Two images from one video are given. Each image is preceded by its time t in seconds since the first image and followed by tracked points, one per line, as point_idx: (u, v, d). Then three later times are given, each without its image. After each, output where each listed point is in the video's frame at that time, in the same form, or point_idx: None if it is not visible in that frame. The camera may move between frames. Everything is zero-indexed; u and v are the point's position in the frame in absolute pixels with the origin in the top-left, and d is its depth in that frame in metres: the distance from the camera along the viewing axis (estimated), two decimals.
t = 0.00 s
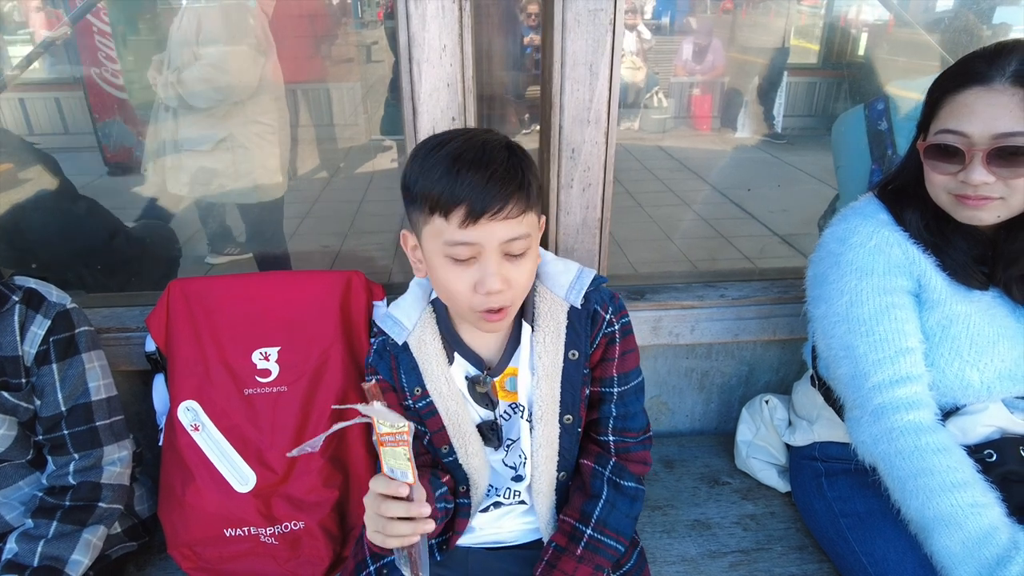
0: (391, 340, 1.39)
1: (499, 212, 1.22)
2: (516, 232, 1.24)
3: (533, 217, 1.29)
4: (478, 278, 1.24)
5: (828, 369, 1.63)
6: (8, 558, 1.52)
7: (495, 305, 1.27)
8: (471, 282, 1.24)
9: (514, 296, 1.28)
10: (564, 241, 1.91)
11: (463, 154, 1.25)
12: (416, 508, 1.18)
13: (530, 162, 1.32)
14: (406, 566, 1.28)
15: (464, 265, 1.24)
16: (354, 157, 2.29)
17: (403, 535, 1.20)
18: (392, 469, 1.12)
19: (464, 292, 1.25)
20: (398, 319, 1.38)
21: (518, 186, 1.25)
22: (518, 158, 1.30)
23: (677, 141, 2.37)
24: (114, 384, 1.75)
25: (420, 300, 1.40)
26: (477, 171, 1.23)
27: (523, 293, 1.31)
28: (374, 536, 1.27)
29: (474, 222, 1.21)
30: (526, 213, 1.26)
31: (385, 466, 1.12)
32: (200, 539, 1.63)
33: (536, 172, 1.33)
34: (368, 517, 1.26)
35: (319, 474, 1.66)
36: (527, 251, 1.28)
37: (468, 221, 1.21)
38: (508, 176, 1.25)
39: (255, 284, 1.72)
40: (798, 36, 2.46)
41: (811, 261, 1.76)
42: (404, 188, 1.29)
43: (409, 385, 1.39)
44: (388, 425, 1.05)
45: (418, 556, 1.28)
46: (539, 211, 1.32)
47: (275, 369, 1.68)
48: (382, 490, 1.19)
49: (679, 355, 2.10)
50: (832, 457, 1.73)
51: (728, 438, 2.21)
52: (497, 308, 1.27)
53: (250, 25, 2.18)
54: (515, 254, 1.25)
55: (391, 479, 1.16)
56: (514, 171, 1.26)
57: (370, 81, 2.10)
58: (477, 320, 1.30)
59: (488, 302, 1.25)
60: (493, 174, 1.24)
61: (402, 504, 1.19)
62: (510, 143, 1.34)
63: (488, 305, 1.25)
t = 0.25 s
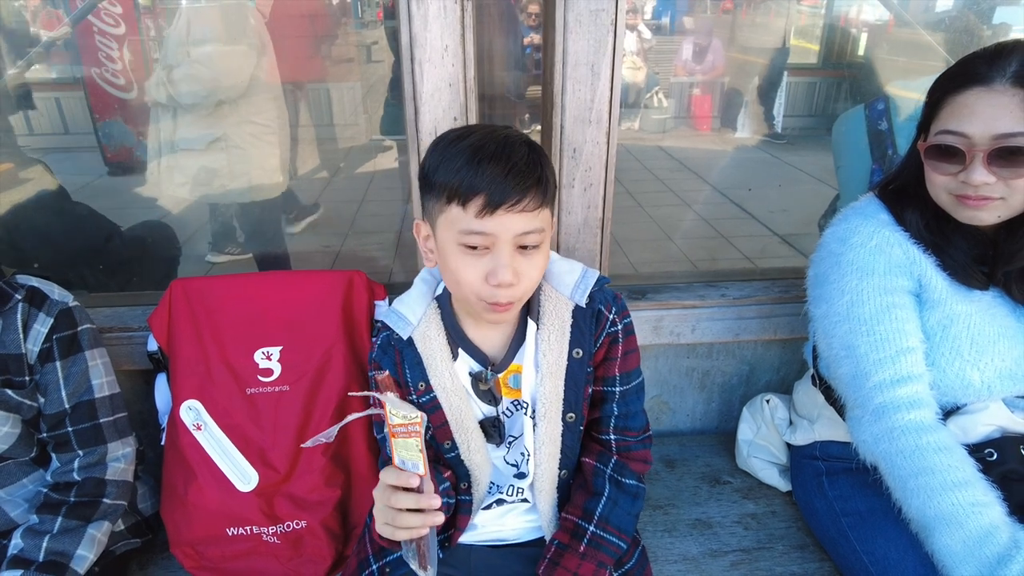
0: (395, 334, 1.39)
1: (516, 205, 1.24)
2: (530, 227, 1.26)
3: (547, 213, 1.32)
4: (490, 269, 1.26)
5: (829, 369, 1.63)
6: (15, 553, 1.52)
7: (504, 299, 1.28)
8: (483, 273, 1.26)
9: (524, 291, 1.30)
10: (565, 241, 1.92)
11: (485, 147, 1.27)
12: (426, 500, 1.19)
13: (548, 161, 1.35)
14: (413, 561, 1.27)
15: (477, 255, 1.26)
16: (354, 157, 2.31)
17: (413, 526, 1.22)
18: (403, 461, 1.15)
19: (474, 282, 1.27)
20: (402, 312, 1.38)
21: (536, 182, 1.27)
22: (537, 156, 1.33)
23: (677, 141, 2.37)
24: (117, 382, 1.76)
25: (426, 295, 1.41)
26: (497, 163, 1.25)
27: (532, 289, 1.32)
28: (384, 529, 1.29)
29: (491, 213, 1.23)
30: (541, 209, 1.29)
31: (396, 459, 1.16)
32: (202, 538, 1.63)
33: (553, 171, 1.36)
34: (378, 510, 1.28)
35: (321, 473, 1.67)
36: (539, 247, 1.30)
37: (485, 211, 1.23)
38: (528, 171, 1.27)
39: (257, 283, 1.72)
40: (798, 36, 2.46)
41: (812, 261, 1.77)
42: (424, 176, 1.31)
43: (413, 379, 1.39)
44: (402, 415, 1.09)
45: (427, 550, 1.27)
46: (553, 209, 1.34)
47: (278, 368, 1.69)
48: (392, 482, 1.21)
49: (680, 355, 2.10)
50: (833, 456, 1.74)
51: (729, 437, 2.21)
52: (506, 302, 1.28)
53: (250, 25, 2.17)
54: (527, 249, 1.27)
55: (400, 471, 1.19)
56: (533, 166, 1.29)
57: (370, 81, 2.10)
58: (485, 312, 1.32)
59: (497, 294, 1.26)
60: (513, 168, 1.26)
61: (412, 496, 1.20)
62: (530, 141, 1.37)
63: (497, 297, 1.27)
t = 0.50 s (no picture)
0: (400, 330, 1.41)
1: (516, 201, 1.25)
2: (530, 224, 1.26)
3: (550, 212, 1.32)
4: (490, 265, 1.26)
5: (829, 368, 1.64)
6: (18, 554, 1.54)
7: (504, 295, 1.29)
8: (483, 269, 1.27)
9: (524, 290, 1.30)
10: (567, 241, 1.92)
11: (488, 145, 1.29)
12: (430, 488, 1.20)
13: (551, 160, 1.35)
14: (414, 551, 1.27)
15: (478, 252, 1.27)
16: (354, 158, 2.31)
17: (416, 516, 1.23)
18: (407, 450, 1.16)
19: (474, 277, 1.28)
20: (408, 309, 1.41)
21: (537, 179, 1.28)
22: (541, 154, 1.34)
23: (677, 141, 2.38)
24: (121, 384, 1.76)
25: (431, 292, 1.43)
26: (499, 160, 1.27)
27: (533, 287, 1.32)
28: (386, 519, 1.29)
29: (490, 209, 1.24)
30: (542, 206, 1.29)
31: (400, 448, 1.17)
32: (206, 536, 1.64)
33: (557, 169, 1.36)
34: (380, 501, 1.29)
35: (325, 472, 1.67)
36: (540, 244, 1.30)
37: (485, 208, 1.24)
38: (529, 168, 1.28)
39: (261, 283, 1.73)
40: (798, 36, 2.48)
41: (812, 261, 1.77)
42: (430, 174, 1.33)
43: (418, 375, 1.40)
44: (407, 404, 1.11)
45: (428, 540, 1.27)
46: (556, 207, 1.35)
47: (281, 368, 1.69)
48: (396, 472, 1.22)
49: (682, 354, 2.11)
50: (834, 455, 1.75)
51: (730, 437, 2.22)
52: (505, 298, 1.28)
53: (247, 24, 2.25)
54: (528, 246, 1.28)
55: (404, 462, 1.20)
56: (536, 164, 1.30)
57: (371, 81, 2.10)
58: (485, 308, 1.32)
59: (496, 291, 1.27)
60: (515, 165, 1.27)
61: (415, 486, 1.21)
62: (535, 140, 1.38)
63: (496, 293, 1.27)
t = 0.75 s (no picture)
0: (403, 327, 1.42)
1: (514, 199, 1.25)
2: (529, 221, 1.27)
3: (550, 210, 1.33)
4: (489, 263, 1.27)
5: (830, 367, 1.64)
6: (24, 552, 1.54)
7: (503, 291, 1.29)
8: (482, 267, 1.28)
9: (525, 287, 1.30)
10: (569, 240, 1.93)
11: (487, 144, 1.29)
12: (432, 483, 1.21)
13: (552, 157, 1.35)
14: (415, 544, 1.29)
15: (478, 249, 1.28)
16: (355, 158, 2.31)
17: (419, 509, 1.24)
18: (410, 445, 1.16)
19: (474, 274, 1.28)
20: (411, 306, 1.42)
21: (536, 177, 1.28)
22: (541, 152, 1.34)
23: (678, 141, 2.38)
24: (125, 382, 1.76)
25: (434, 290, 1.44)
26: (497, 158, 1.27)
27: (534, 283, 1.32)
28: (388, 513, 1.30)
29: (489, 207, 1.25)
30: (541, 204, 1.29)
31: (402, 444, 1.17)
32: (208, 535, 1.64)
33: (558, 167, 1.36)
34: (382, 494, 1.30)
35: (327, 471, 1.68)
36: (540, 242, 1.30)
37: (484, 205, 1.25)
38: (528, 166, 1.28)
39: (262, 282, 1.73)
40: (798, 36, 2.49)
41: (813, 261, 1.78)
42: (431, 173, 1.35)
43: (420, 372, 1.41)
44: (410, 399, 1.12)
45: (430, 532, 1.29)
46: (557, 204, 1.35)
47: (283, 367, 1.70)
48: (399, 466, 1.23)
49: (683, 353, 2.11)
50: (835, 453, 1.75)
51: (731, 436, 2.22)
52: (505, 294, 1.29)
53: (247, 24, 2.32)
54: (527, 243, 1.28)
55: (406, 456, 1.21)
56: (535, 162, 1.30)
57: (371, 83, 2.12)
58: (485, 303, 1.33)
59: (496, 288, 1.28)
60: (514, 163, 1.27)
61: (418, 480, 1.23)
62: (536, 137, 1.38)
63: (496, 290, 1.28)
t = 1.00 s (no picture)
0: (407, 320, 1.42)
1: (510, 200, 1.24)
2: (526, 221, 1.26)
3: (547, 209, 1.31)
4: (485, 263, 1.27)
5: (832, 365, 1.64)
6: (29, 543, 1.54)
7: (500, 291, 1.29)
8: (479, 266, 1.28)
9: (522, 286, 1.30)
10: (571, 237, 1.92)
11: (484, 144, 1.29)
12: (442, 485, 1.23)
13: (551, 156, 1.34)
14: (417, 541, 1.33)
15: (475, 249, 1.28)
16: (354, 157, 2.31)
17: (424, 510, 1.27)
18: (422, 446, 1.19)
19: (473, 274, 1.29)
20: (414, 299, 1.41)
21: (532, 176, 1.27)
22: (540, 150, 1.32)
23: (678, 140, 2.38)
24: (127, 377, 1.77)
25: (437, 283, 1.44)
26: (494, 158, 1.26)
27: (532, 283, 1.32)
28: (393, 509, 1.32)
29: (484, 208, 1.25)
30: (538, 204, 1.28)
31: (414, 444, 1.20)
32: (209, 532, 1.63)
33: (556, 165, 1.34)
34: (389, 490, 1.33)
35: (328, 468, 1.67)
36: (538, 241, 1.29)
37: (479, 206, 1.25)
38: (524, 166, 1.27)
39: (262, 280, 1.73)
40: (798, 36, 2.46)
41: (814, 258, 1.78)
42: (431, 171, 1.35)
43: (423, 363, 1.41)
44: (427, 402, 1.15)
45: (433, 530, 1.34)
46: (555, 203, 1.33)
47: (284, 364, 1.69)
48: (410, 465, 1.25)
49: (684, 351, 2.11)
50: (837, 451, 1.74)
51: (732, 434, 2.22)
52: (501, 297, 1.30)
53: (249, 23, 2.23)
54: (524, 243, 1.27)
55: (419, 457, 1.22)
56: (531, 162, 1.28)
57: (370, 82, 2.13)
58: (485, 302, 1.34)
59: (493, 287, 1.28)
60: (510, 163, 1.26)
61: (428, 480, 1.25)
62: (536, 135, 1.36)
63: (492, 289, 1.28)
